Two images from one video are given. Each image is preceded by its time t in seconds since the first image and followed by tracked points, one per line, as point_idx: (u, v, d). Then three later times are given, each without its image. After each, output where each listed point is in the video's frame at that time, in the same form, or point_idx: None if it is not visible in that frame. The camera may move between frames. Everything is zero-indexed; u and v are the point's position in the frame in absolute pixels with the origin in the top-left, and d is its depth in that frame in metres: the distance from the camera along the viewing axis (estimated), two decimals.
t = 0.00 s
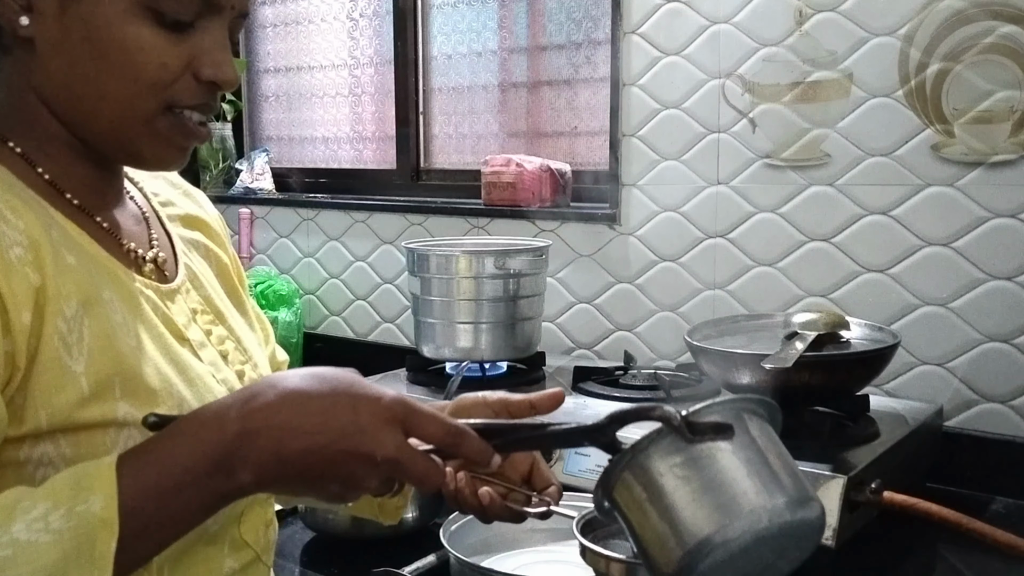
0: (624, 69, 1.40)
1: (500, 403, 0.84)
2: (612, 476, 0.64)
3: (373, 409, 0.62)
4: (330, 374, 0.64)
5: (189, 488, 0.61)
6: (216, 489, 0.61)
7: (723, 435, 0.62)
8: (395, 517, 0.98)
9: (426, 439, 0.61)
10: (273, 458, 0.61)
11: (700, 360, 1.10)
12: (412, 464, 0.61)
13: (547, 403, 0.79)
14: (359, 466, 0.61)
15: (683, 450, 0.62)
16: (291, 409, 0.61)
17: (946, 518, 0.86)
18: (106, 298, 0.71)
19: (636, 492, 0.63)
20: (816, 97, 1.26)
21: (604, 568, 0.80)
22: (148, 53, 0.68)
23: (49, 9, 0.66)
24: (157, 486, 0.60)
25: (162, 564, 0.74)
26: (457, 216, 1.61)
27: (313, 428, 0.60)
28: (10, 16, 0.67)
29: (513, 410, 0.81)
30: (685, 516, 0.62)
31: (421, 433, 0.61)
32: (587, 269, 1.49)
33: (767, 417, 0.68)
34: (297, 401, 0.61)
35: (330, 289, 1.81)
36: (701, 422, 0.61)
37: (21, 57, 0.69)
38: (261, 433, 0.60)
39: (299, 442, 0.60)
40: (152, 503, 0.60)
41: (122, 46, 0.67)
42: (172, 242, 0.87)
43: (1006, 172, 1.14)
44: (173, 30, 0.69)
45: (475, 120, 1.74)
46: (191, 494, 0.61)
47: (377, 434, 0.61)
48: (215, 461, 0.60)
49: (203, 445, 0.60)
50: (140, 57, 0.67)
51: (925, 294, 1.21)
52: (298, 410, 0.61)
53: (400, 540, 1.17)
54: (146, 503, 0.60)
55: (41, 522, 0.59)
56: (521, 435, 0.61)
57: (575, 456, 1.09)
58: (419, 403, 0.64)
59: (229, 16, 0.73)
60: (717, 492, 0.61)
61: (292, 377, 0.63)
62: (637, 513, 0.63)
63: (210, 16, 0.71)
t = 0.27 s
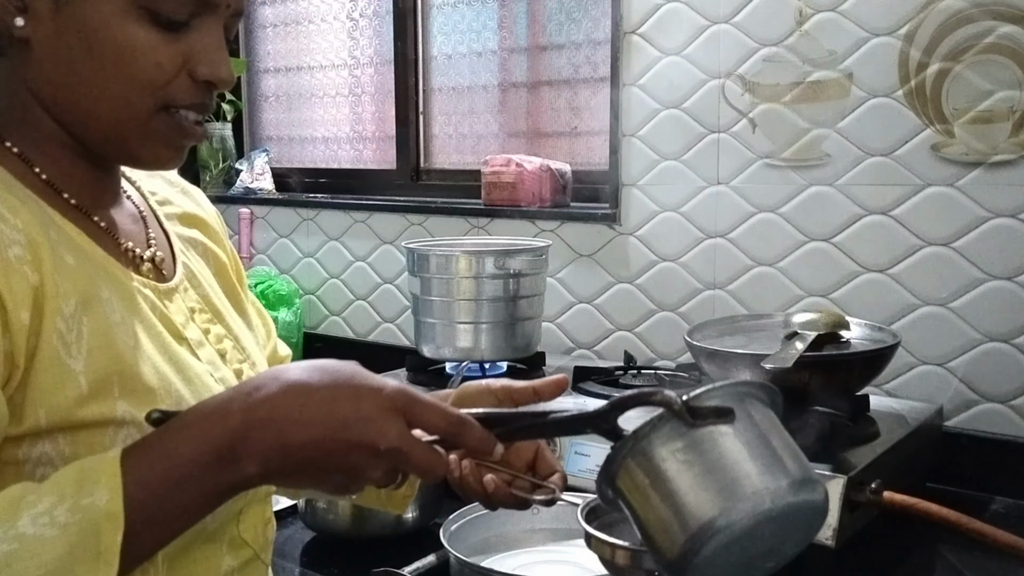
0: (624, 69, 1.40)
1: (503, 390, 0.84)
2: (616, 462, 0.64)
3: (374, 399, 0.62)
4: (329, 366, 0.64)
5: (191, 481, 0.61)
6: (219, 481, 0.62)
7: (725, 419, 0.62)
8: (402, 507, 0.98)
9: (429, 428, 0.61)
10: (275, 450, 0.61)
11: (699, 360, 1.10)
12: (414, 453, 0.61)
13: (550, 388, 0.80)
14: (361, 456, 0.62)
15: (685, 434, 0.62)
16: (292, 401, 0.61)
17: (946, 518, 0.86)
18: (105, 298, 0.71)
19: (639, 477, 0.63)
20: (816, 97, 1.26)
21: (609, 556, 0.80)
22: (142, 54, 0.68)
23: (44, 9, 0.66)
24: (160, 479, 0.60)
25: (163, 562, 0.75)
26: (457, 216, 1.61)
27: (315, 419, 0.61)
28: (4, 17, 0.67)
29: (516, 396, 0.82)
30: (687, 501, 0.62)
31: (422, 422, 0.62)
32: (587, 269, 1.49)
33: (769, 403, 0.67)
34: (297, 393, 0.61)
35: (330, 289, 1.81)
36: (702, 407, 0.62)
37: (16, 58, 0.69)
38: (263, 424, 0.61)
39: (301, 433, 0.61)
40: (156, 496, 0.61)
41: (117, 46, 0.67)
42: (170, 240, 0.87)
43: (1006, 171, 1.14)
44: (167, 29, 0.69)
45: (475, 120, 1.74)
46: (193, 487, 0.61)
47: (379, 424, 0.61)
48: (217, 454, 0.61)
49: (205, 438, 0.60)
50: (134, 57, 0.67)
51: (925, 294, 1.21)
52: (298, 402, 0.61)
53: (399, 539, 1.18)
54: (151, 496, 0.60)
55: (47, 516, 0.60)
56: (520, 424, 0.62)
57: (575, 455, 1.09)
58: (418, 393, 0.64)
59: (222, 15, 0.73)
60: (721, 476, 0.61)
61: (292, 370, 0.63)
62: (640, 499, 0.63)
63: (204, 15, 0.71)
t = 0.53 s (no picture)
0: (624, 69, 1.40)
1: (503, 381, 0.86)
2: (617, 451, 0.65)
3: (376, 390, 0.62)
4: (330, 358, 0.64)
5: (194, 473, 0.61)
6: (221, 473, 0.62)
7: (724, 404, 0.63)
8: (406, 499, 0.98)
9: (430, 418, 0.62)
10: (277, 441, 0.61)
11: (699, 360, 1.10)
12: (416, 443, 0.62)
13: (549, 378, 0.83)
14: (363, 446, 0.62)
15: (684, 420, 0.63)
16: (294, 393, 0.61)
17: (946, 518, 0.86)
18: (105, 295, 0.71)
19: (640, 464, 0.63)
20: (816, 97, 1.26)
21: (608, 547, 0.79)
22: (137, 53, 0.68)
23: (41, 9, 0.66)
24: (163, 471, 0.60)
25: (165, 558, 0.75)
26: (457, 217, 1.61)
27: (317, 410, 0.61)
28: None
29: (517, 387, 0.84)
30: (688, 486, 0.62)
31: (423, 412, 0.62)
32: (587, 269, 1.49)
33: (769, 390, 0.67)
34: (299, 385, 0.61)
35: (330, 290, 1.81)
36: (700, 393, 0.62)
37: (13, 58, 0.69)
38: (266, 415, 0.61)
39: (304, 425, 0.61)
40: (159, 489, 0.61)
41: (112, 46, 0.67)
42: (170, 237, 0.87)
43: (1006, 171, 1.15)
44: (162, 29, 0.69)
45: (475, 120, 1.74)
46: (196, 479, 0.61)
47: (381, 413, 0.61)
48: (220, 446, 0.61)
49: (207, 431, 0.61)
50: (130, 56, 0.67)
51: (925, 294, 1.21)
52: (300, 394, 0.61)
53: (399, 539, 1.18)
54: (154, 488, 0.61)
55: (50, 509, 0.59)
56: (519, 414, 0.64)
57: (575, 455, 1.09)
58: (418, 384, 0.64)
59: (216, 14, 0.73)
60: (721, 461, 0.61)
61: (293, 362, 0.64)
62: (641, 486, 0.63)
63: (200, 14, 0.71)
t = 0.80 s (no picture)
0: (623, 69, 1.40)
1: (503, 377, 0.86)
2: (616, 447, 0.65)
3: (375, 386, 0.62)
4: (330, 356, 0.64)
5: (195, 471, 0.61)
6: (222, 471, 0.62)
7: (722, 399, 0.63)
8: (408, 496, 0.98)
9: (430, 415, 0.62)
10: (277, 439, 0.61)
11: (700, 359, 1.10)
12: (416, 440, 0.62)
13: (550, 373, 0.83)
14: (364, 443, 0.62)
15: (682, 415, 0.63)
16: (294, 390, 0.61)
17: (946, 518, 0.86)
18: (105, 293, 0.71)
19: (639, 460, 0.63)
20: (816, 97, 1.26)
21: (607, 546, 0.79)
22: (133, 52, 0.68)
23: (38, 9, 0.66)
24: (164, 469, 0.60)
25: (166, 557, 0.75)
26: (457, 217, 1.61)
27: (317, 407, 0.61)
28: None
29: (516, 383, 0.83)
30: (687, 482, 0.62)
31: (423, 409, 0.62)
32: (587, 269, 1.49)
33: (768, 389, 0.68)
34: (299, 382, 0.61)
35: (330, 290, 1.81)
36: (699, 387, 0.62)
37: (9, 59, 0.69)
38: (265, 412, 0.61)
39: (304, 422, 0.61)
40: (158, 487, 0.60)
41: (110, 47, 0.67)
42: (170, 235, 0.87)
43: (1006, 171, 1.15)
44: (159, 28, 0.69)
45: (475, 120, 1.74)
46: (197, 476, 0.61)
47: (380, 411, 0.61)
48: (220, 443, 0.61)
49: (207, 428, 0.60)
50: (126, 56, 0.67)
51: (925, 294, 1.21)
52: (300, 391, 0.61)
53: (399, 539, 1.18)
54: (154, 485, 0.60)
55: (50, 507, 0.60)
56: (519, 410, 0.64)
57: (575, 455, 1.10)
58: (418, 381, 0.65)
59: (214, 13, 0.73)
60: (720, 455, 0.62)
61: (293, 360, 0.64)
62: (640, 482, 0.63)
63: (197, 13, 0.71)
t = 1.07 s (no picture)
0: (623, 69, 1.40)
1: (505, 376, 0.86)
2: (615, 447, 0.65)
3: (373, 385, 0.62)
4: (330, 355, 0.64)
5: (195, 470, 0.61)
6: (221, 469, 0.62)
7: (721, 397, 0.63)
8: (409, 495, 0.98)
9: (429, 414, 0.62)
10: (276, 438, 0.61)
11: (699, 360, 1.10)
12: (415, 440, 0.62)
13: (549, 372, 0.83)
14: (363, 442, 0.62)
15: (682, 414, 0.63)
16: (293, 389, 0.61)
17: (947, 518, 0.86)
18: (105, 293, 0.71)
19: (638, 459, 0.63)
20: (816, 97, 1.26)
21: (609, 544, 0.79)
22: (132, 52, 0.68)
23: (37, 9, 0.66)
24: (163, 468, 0.60)
25: (167, 556, 0.74)
26: (457, 217, 1.61)
27: (316, 407, 0.61)
28: None
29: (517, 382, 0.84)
30: (686, 480, 0.62)
31: (422, 409, 0.62)
32: (587, 269, 1.49)
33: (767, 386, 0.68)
34: (298, 382, 0.62)
35: (330, 289, 1.81)
36: (698, 387, 0.63)
37: (8, 59, 0.69)
38: (264, 411, 0.61)
39: (303, 421, 0.61)
40: (156, 486, 0.60)
41: (109, 47, 0.67)
42: (170, 235, 0.87)
43: (1006, 171, 1.15)
44: (157, 28, 0.69)
45: (475, 120, 1.74)
46: (197, 475, 0.61)
47: (378, 409, 0.61)
48: (219, 442, 0.61)
49: (207, 427, 0.60)
50: (124, 56, 0.67)
51: (925, 294, 1.21)
52: (300, 390, 0.61)
53: (399, 539, 1.18)
54: (154, 484, 0.60)
55: (49, 507, 0.59)
56: (519, 409, 0.64)
57: (576, 455, 1.10)
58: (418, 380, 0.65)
59: (213, 12, 0.73)
60: (721, 453, 0.62)
61: (293, 359, 0.64)
62: (640, 481, 0.63)
63: (195, 13, 0.71)
